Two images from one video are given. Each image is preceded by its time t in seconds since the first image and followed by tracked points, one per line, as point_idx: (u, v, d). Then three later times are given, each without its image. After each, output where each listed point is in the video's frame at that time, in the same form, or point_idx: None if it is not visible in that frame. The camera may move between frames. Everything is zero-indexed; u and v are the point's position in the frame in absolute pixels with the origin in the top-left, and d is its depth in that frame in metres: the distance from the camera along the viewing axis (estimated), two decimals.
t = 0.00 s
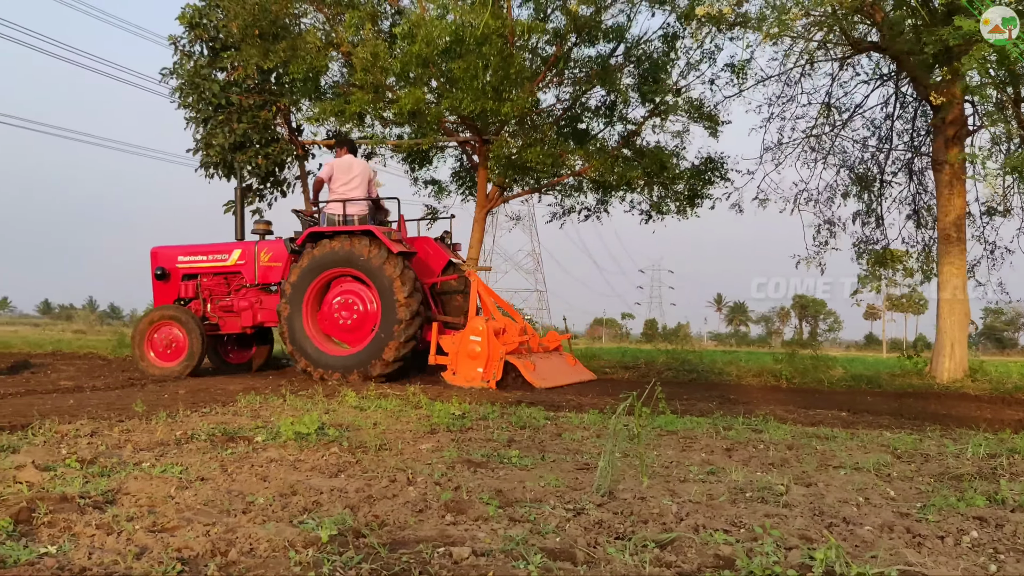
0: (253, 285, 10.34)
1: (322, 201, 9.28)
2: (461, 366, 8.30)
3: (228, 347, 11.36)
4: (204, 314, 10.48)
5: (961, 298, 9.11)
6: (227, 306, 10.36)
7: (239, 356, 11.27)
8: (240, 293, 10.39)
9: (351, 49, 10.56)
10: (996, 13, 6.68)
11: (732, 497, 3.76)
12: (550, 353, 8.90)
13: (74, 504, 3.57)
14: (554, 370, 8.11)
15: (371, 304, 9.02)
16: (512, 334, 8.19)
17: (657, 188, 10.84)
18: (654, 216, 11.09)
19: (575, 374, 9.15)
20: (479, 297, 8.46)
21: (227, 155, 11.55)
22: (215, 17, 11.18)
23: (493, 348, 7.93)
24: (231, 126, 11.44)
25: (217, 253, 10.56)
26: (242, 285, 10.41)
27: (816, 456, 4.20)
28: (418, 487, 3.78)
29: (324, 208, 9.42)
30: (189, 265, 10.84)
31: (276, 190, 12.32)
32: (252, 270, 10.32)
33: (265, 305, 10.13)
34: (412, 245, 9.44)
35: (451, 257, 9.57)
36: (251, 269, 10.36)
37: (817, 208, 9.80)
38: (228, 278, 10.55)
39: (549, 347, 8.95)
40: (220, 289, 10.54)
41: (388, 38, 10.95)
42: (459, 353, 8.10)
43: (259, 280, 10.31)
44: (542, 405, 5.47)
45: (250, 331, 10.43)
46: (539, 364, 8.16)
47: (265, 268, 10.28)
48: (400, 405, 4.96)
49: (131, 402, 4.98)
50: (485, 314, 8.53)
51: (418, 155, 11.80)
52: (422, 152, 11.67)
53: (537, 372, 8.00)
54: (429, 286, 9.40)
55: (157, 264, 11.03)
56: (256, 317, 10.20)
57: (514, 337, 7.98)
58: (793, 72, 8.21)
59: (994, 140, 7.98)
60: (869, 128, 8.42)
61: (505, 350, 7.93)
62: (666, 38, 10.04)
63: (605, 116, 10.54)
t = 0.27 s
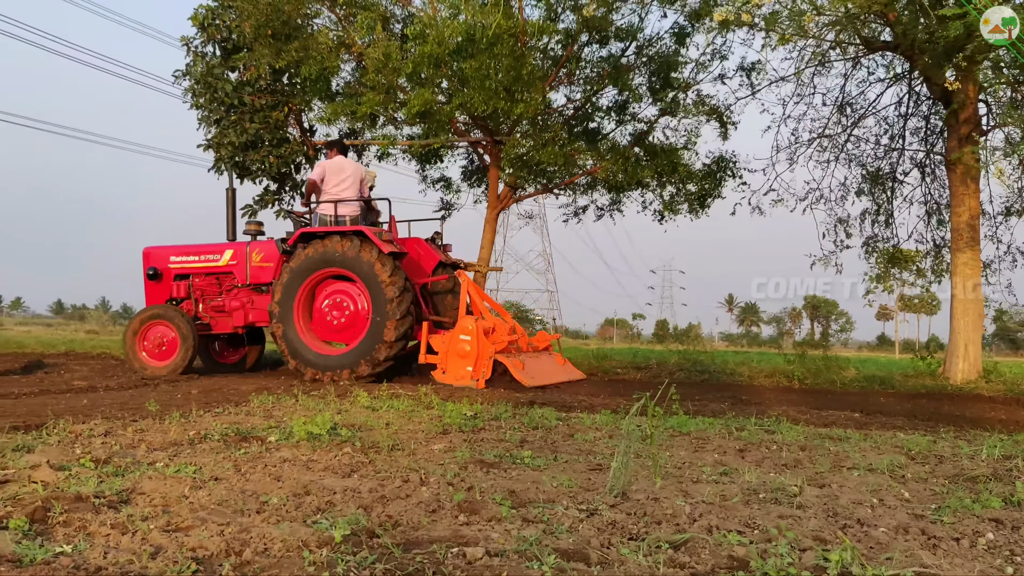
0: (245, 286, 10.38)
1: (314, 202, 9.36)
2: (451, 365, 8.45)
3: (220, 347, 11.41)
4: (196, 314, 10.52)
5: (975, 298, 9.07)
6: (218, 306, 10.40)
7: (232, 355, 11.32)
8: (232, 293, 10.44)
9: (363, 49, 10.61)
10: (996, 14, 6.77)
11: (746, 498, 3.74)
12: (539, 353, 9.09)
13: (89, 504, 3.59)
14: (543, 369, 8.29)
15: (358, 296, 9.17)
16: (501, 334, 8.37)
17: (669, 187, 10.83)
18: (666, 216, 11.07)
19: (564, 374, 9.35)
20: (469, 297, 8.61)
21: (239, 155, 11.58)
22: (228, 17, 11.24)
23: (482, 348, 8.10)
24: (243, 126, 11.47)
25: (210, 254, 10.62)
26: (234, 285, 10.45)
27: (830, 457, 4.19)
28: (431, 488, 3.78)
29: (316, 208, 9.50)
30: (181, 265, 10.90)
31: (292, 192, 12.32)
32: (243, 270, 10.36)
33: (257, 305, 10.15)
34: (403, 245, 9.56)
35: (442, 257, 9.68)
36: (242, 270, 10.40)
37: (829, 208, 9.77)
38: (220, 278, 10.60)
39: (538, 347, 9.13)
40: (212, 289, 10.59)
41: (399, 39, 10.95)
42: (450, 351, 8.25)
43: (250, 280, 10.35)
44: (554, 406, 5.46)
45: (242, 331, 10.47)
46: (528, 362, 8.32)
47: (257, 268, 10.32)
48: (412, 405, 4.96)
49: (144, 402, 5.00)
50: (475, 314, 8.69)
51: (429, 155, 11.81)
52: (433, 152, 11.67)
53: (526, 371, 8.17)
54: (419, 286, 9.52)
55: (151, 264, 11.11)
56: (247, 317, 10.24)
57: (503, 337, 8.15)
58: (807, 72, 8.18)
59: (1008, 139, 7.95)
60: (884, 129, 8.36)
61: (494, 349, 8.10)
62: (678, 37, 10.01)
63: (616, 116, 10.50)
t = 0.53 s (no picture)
0: (244, 286, 10.44)
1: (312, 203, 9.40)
2: (448, 365, 8.49)
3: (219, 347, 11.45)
4: (196, 314, 10.58)
5: (998, 299, 9.00)
6: (217, 307, 10.46)
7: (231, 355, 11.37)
8: (231, 293, 10.50)
9: (382, 50, 10.61)
10: (996, 14, 6.89)
11: (767, 500, 3.72)
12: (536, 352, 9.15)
13: (113, 503, 3.62)
14: (540, 369, 8.34)
15: (350, 292, 9.31)
16: (498, 334, 8.42)
17: (690, 186, 10.79)
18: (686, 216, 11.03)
19: (561, 374, 9.40)
20: (467, 297, 8.66)
21: (260, 155, 11.66)
22: (248, 19, 11.37)
23: (479, 348, 8.15)
24: (263, 128, 11.53)
25: (209, 254, 10.69)
26: (233, 286, 10.52)
27: (852, 459, 4.17)
28: (452, 488, 3.79)
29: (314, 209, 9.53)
30: (181, 266, 10.96)
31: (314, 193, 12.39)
32: (242, 271, 10.42)
33: (256, 305, 10.21)
34: (401, 246, 9.57)
35: (440, 258, 9.74)
36: (241, 270, 10.46)
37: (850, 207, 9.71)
38: (219, 279, 10.67)
39: (536, 347, 9.19)
40: (211, 289, 10.65)
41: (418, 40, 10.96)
42: (447, 351, 8.30)
43: (249, 281, 10.42)
44: (574, 407, 5.47)
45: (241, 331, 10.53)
46: (525, 362, 8.38)
47: (256, 269, 10.39)
48: (432, 406, 4.97)
49: (167, 401, 5.03)
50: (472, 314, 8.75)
51: (448, 155, 11.81)
52: (453, 152, 11.69)
53: (522, 371, 8.22)
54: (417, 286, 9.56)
55: (151, 265, 11.17)
56: (246, 317, 10.30)
57: (500, 336, 8.19)
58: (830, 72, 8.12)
59: None
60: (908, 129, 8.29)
61: (491, 349, 8.16)
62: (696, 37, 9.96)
63: (636, 116, 10.45)
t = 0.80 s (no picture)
0: (246, 287, 10.49)
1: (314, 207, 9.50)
2: (449, 365, 8.55)
3: (223, 346, 11.47)
4: (199, 315, 10.63)
5: None
6: (221, 307, 10.52)
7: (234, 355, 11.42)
8: (234, 294, 10.55)
9: (404, 52, 10.62)
10: (996, 15, 7.24)
11: (792, 502, 3.70)
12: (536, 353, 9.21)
13: (140, 502, 3.65)
14: (540, 370, 8.39)
15: (344, 291, 9.43)
16: (499, 334, 8.48)
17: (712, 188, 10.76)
18: (708, 217, 10.99)
19: (561, 374, 9.46)
20: (467, 298, 8.72)
21: (283, 158, 11.69)
22: (270, 22, 11.43)
23: (479, 348, 8.21)
24: (286, 130, 11.56)
25: (212, 255, 10.73)
26: (236, 286, 10.57)
27: (877, 462, 4.15)
28: (475, 489, 3.80)
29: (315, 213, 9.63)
30: (184, 267, 11.01)
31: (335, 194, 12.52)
32: (245, 272, 10.46)
33: (258, 306, 10.27)
34: (402, 248, 9.76)
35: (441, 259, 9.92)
36: (244, 271, 10.49)
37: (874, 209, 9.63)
38: (222, 280, 10.72)
39: (536, 347, 9.25)
40: (214, 290, 10.71)
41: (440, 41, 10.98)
42: (448, 351, 8.38)
43: (252, 282, 10.46)
44: (595, 408, 5.46)
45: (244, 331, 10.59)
46: (526, 362, 8.44)
47: (258, 270, 10.43)
48: (454, 407, 4.99)
49: (191, 401, 5.07)
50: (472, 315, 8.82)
51: (469, 158, 11.85)
52: (475, 154, 11.72)
53: (523, 371, 8.28)
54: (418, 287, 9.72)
55: (153, 266, 11.21)
56: (248, 318, 10.34)
57: (500, 337, 8.26)
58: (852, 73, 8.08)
59: None
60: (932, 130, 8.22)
61: (492, 349, 8.22)
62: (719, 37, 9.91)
63: (658, 117, 10.42)
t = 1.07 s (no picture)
0: (250, 287, 10.57)
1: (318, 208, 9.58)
2: (451, 364, 8.62)
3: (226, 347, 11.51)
4: (203, 314, 10.69)
5: None
6: (225, 307, 10.58)
7: (238, 355, 11.50)
8: (238, 294, 10.63)
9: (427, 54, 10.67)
10: (996, 15, 7.59)
11: (818, 503, 3.68)
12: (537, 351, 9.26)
13: (168, 501, 3.68)
14: (542, 369, 8.44)
15: (341, 290, 9.52)
16: (500, 333, 8.52)
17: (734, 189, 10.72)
18: (731, 218, 10.96)
19: (562, 373, 9.51)
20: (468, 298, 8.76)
21: (307, 159, 11.73)
22: (291, 24, 11.47)
23: (481, 347, 8.25)
24: (309, 131, 11.65)
25: (216, 256, 10.79)
26: (240, 286, 10.65)
27: (903, 463, 4.13)
28: (500, 489, 3.80)
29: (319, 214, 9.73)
30: (189, 267, 11.07)
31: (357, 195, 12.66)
32: (249, 272, 10.54)
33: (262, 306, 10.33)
34: (404, 249, 9.80)
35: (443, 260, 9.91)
36: (248, 271, 10.57)
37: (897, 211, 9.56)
38: (226, 280, 10.79)
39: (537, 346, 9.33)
40: (218, 290, 10.77)
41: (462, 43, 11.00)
42: (450, 351, 8.45)
43: (255, 282, 10.54)
44: (619, 408, 5.47)
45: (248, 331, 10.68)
46: (527, 361, 8.50)
47: (262, 270, 10.52)
48: (477, 407, 5.01)
49: (217, 400, 5.12)
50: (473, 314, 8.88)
51: (493, 159, 11.93)
52: (496, 155, 11.75)
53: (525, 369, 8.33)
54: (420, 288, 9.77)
55: (159, 266, 11.26)
56: (253, 318, 10.44)
57: (501, 337, 8.32)
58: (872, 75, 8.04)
59: None
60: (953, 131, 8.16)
61: (493, 347, 8.26)
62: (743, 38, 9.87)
63: (681, 118, 10.39)
